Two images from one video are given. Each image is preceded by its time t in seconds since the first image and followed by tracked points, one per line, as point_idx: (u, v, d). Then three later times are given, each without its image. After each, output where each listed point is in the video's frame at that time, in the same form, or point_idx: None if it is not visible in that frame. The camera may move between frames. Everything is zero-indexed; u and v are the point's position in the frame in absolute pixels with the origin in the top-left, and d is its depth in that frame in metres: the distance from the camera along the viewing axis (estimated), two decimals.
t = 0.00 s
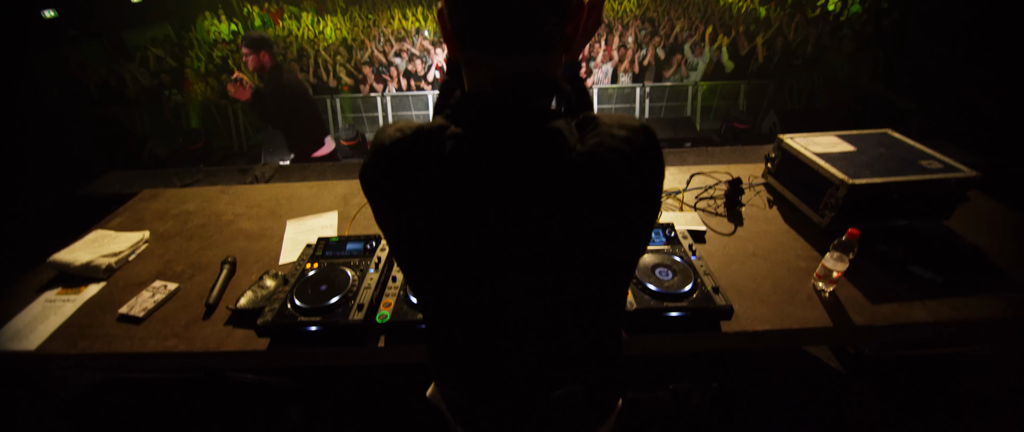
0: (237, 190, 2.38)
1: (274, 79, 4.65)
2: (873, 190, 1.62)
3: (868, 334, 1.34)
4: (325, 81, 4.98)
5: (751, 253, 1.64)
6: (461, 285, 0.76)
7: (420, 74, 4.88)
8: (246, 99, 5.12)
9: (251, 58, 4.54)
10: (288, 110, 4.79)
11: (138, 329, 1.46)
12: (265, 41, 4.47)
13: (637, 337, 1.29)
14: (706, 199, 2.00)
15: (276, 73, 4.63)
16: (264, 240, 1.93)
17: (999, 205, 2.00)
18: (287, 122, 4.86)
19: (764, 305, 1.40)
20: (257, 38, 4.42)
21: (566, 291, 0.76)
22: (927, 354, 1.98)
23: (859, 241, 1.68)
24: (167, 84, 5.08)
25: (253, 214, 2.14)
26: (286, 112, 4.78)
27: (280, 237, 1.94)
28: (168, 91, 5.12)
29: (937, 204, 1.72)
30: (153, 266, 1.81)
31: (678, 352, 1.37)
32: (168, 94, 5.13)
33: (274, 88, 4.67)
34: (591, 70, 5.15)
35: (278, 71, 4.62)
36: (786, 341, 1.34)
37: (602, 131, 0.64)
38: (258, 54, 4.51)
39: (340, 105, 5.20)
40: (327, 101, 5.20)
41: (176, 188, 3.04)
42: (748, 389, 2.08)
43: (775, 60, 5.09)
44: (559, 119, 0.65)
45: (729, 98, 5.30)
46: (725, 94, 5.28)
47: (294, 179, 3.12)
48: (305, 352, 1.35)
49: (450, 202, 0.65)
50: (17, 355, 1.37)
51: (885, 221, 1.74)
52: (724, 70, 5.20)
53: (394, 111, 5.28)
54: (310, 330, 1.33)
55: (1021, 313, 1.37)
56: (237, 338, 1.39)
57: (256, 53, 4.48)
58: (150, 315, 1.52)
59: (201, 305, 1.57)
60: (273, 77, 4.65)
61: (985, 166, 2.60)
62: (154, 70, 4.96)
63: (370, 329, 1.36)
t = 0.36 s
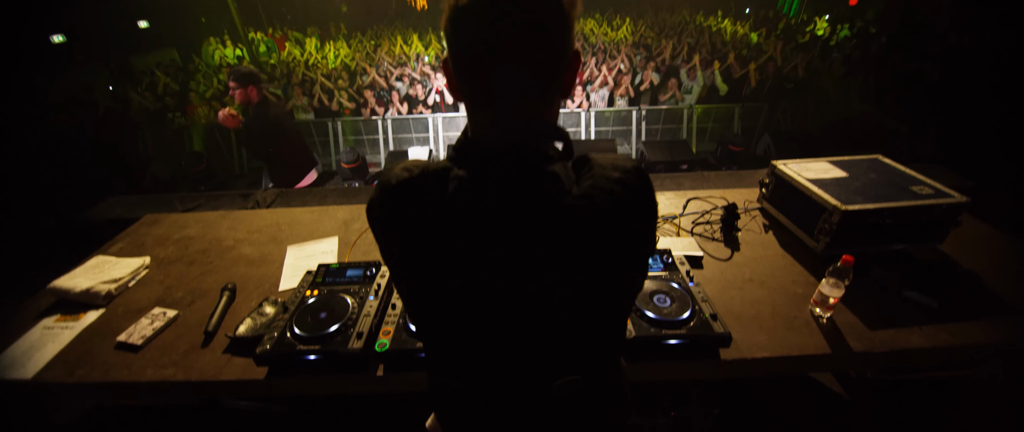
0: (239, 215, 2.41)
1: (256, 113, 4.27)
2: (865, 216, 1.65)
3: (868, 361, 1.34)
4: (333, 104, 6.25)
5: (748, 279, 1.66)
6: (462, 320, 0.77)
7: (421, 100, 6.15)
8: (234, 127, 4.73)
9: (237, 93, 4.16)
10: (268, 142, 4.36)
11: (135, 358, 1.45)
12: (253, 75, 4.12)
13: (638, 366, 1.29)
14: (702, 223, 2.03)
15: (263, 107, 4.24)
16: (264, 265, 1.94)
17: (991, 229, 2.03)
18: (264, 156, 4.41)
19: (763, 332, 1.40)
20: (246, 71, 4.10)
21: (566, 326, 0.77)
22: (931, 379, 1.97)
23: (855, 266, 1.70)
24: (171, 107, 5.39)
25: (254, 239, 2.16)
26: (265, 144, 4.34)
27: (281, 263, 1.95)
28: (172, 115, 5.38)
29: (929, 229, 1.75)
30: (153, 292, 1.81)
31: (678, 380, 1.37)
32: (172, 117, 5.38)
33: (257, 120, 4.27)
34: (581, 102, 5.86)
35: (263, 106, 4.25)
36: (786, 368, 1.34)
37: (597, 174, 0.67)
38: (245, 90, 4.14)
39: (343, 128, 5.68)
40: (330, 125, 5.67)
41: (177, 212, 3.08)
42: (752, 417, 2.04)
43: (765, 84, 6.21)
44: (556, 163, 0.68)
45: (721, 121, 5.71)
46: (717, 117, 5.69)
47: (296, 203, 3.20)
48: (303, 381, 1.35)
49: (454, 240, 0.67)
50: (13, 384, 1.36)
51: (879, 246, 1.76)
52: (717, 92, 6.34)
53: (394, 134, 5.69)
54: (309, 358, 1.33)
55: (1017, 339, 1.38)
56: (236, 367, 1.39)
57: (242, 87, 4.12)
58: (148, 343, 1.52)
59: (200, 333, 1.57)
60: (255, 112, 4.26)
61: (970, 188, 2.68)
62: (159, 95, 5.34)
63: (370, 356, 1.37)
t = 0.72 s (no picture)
0: (242, 241, 2.43)
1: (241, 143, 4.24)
2: (864, 242, 1.66)
3: (872, 390, 1.33)
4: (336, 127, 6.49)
5: (750, 306, 1.66)
6: (466, 354, 0.78)
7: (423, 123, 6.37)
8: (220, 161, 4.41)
9: (221, 123, 4.08)
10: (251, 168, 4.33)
11: (136, 388, 1.44)
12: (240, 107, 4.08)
13: (641, 396, 1.28)
14: (702, 249, 2.04)
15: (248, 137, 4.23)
16: (266, 293, 1.94)
17: (989, 253, 2.05)
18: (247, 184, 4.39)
19: (765, 360, 1.40)
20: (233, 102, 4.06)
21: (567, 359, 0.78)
22: (940, 407, 1.94)
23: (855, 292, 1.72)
24: (178, 131, 5.87)
25: (257, 266, 2.18)
26: (250, 171, 4.35)
27: (283, 290, 1.96)
28: (179, 138, 5.86)
29: (929, 254, 1.76)
30: (154, 320, 1.81)
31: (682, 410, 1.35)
32: (178, 140, 5.87)
33: (242, 149, 4.26)
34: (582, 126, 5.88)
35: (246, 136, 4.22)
36: (790, 398, 1.33)
37: (598, 213, 0.69)
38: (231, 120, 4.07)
39: (346, 152, 5.75)
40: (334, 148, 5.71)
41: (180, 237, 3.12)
42: None
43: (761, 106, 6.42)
44: (558, 204, 0.71)
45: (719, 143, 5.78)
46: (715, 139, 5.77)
47: (298, 228, 3.26)
48: (303, 413, 1.34)
49: (459, 279, 0.69)
50: (11, 415, 1.35)
51: (879, 272, 1.77)
52: (714, 114, 6.52)
53: (396, 158, 5.77)
54: (310, 389, 1.33)
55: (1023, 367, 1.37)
56: (236, 397, 1.38)
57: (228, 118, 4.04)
58: (149, 372, 1.51)
59: (200, 362, 1.56)
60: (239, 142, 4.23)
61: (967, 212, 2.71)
62: (166, 119, 5.82)
63: (370, 387, 1.36)
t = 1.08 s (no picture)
0: (244, 265, 2.44)
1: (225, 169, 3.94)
2: (863, 268, 1.66)
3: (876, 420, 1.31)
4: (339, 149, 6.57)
5: (751, 333, 1.65)
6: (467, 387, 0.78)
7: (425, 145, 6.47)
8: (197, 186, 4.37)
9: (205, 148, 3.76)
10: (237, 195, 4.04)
11: (133, 417, 1.43)
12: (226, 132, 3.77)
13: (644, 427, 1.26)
14: (702, 274, 2.05)
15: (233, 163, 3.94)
16: (266, 319, 1.94)
17: (991, 279, 2.04)
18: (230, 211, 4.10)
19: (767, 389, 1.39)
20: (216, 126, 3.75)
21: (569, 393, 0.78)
22: None
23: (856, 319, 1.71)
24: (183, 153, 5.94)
25: (258, 291, 2.18)
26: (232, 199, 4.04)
27: (283, 316, 1.96)
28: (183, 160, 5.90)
29: (930, 280, 1.76)
30: (155, 346, 1.81)
31: None
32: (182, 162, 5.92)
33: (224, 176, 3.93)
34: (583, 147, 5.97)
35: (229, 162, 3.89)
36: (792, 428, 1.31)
37: (598, 248, 0.71)
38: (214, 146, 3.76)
39: (349, 173, 5.76)
40: (337, 169, 5.73)
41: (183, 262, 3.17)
42: None
43: (757, 129, 6.67)
44: (559, 241, 0.72)
45: (718, 165, 5.78)
46: (713, 161, 5.77)
47: (300, 252, 3.31)
48: None
49: (461, 312, 0.70)
50: None
51: (880, 298, 1.76)
52: (713, 137, 6.65)
53: (398, 179, 5.80)
54: (308, 419, 1.31)
55: None
56: (233, 427, 1.37)
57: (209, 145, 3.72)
58: (147, 400, 1.50)
59: (199, 389, 1.55)
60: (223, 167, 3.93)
61: (964, 236, 2.73)
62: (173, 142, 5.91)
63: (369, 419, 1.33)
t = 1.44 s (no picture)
0: (244, 288, 2.44)
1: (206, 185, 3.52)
2: (862, 294, 1.67)
3: None
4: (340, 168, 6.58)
5: (752, 359, 1.65)
6: (468, 421, 0.78)
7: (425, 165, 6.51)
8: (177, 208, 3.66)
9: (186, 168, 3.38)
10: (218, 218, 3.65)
11: None
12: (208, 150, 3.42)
13: None
14: (702, 299, 2.05)
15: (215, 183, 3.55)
16: (265, 343, 1.93)
17: (990, 304, 2.05)
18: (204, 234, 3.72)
19: (769, 417, 1.38)
20: (202, 147, 3.33)
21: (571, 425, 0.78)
22: None
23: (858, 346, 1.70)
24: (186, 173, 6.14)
25: (258, 314, 2.17)
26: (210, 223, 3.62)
27: (282, 341, 1.94)
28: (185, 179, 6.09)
29: (930, 306, 1.76)
30: (152, 370, 1.80)
31: None
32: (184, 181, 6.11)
33: (204, 199, 3.50)
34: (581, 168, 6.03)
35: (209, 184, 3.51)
36: None
37: (597, 283, 0.72)
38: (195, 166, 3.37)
39: (350, 192, 5.78)
40: (337, 189, 5.75)
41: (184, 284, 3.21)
42: None
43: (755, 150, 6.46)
44: (560, 276, 0.74)
45: (717, 186, 5.80)
46: (713, 182, 5.79)
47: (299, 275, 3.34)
48: None
49: (463, 346, 0.70)
50: None
51: (880, 323, 1.76)
52: (710, 158, 6.59)
53: (398, 198, 5.83)
54: None
55: None
56: None
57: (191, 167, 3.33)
58: (143, 426, 1.48)
59: (195, 416, 1.53)
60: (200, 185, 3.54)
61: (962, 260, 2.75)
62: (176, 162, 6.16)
63: None
